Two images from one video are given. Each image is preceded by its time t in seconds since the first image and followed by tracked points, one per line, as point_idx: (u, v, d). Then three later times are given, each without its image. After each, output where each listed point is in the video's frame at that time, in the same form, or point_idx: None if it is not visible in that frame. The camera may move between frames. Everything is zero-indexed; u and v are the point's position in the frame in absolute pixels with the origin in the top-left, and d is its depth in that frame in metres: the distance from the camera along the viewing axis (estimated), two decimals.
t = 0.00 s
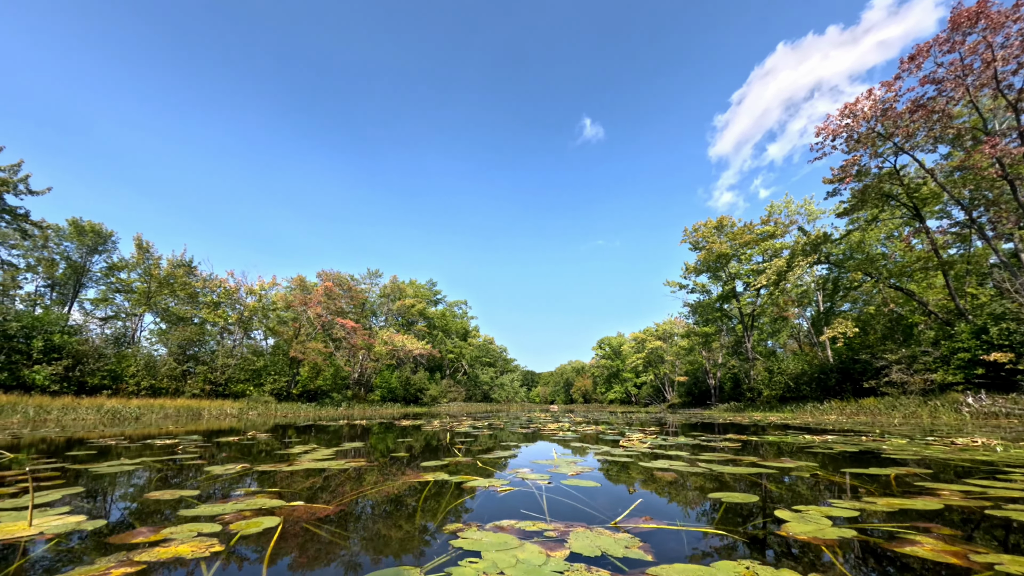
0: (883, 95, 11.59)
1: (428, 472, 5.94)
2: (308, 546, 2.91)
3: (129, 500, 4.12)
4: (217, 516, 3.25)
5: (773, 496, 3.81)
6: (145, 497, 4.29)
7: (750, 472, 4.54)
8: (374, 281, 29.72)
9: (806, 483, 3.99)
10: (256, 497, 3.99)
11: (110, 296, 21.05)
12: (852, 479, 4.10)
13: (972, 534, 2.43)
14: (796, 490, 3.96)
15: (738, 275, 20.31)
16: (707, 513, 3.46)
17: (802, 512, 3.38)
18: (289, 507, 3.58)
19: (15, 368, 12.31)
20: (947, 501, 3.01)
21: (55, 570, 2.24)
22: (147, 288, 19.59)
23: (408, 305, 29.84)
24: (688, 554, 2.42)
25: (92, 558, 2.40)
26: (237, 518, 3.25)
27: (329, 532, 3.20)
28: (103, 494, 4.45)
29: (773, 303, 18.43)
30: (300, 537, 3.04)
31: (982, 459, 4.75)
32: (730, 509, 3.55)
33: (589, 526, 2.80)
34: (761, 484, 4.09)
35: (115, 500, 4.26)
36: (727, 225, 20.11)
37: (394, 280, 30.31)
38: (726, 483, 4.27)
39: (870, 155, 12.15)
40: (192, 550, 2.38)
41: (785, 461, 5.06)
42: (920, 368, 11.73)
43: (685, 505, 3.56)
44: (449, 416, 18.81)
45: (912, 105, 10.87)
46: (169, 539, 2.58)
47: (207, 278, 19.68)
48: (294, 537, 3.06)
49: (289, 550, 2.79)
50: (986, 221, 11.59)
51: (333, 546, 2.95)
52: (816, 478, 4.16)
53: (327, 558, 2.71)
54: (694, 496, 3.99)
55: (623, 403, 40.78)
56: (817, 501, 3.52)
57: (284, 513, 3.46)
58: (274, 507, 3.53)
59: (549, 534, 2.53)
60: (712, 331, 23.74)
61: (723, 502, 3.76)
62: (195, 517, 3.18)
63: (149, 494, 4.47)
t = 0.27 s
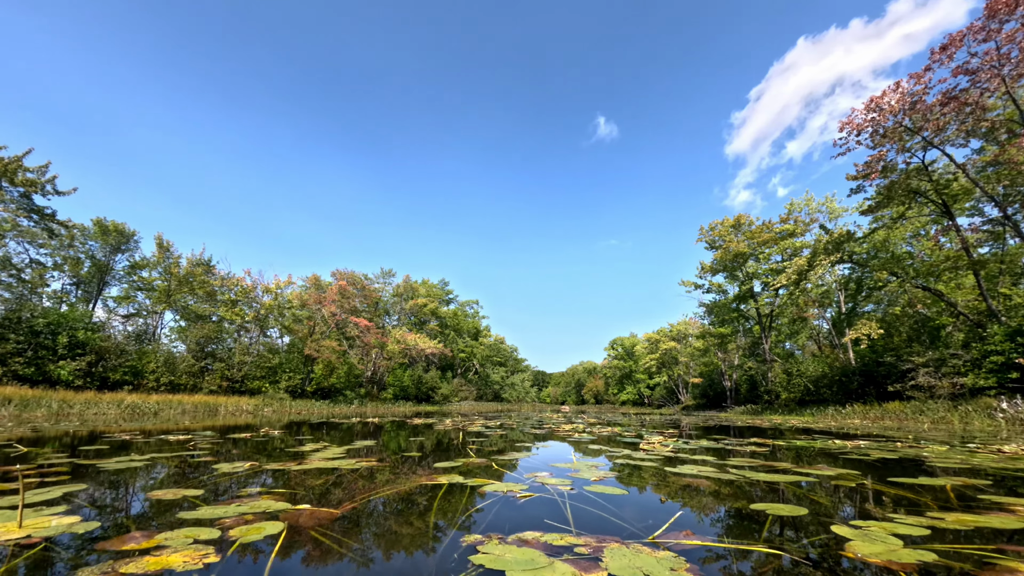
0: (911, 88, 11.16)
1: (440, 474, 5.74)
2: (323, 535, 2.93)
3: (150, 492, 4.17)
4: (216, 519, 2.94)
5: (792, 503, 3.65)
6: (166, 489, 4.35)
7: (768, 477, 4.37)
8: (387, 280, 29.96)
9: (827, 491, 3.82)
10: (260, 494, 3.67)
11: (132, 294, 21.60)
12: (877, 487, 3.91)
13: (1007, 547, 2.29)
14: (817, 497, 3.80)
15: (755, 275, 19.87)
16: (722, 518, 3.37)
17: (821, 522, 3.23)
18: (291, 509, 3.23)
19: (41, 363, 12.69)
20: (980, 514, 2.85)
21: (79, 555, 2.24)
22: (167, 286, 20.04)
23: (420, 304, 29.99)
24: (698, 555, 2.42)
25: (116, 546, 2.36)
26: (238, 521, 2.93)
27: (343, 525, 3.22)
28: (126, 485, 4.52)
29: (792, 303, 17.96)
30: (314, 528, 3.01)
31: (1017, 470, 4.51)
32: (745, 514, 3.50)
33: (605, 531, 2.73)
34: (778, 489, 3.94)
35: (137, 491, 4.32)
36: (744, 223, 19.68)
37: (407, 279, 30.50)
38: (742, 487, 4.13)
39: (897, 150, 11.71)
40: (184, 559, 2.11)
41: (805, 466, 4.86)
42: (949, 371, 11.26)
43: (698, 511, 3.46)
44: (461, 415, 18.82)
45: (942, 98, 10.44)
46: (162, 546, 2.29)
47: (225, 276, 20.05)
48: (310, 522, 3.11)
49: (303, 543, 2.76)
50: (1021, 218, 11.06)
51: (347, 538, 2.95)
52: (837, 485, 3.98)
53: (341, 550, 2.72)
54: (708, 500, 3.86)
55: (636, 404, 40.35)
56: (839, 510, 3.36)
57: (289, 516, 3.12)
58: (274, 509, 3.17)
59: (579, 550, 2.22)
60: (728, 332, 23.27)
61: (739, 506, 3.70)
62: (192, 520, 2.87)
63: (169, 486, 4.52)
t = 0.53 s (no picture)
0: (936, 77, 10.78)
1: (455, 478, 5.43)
2: (336, 532, 2.93)
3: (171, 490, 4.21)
4: (215, 528, 2.84)
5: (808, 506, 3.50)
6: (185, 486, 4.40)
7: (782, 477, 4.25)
8: (398, 280, 30.12)
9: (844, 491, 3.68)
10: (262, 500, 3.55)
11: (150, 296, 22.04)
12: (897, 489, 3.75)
13: None
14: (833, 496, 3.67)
15: (771, 273, 19.45)
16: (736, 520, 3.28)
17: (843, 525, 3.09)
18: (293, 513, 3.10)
19: (62, 363, 12.99)
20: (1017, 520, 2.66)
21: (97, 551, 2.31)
22: (184, 287, 20.40)
23: (431, 304, 30.07)
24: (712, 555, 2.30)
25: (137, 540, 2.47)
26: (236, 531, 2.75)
27: (355, 523, 3.21)
28: (146, 481, 4.58)
29: (810, 301, 17.53)
30: (327, 524, 3.05)
31: None
32: (760, 515, 3.41)
33: (624, 536, 2.65)
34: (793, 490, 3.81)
35: (157, 487, 4.37)
36: (759, 219, 19.28)
37: (417, 279, 30.62)
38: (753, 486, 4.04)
39: (921, 141, 11.32)
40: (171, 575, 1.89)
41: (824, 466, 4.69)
42: (976, 370, 10.82)
43: (711, 512, 3.41)
44: (472, 415, 18.80)
45: (970, 85, 10.06)
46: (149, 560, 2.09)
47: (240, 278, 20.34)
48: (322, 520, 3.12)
49: (317, 540, 2.72)
50: None
51: (359, 535, 2.92)
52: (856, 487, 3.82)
53: (352, 547, 2.69)
54: (722, 503, 3.71)
55: (648, 404, 39.92)
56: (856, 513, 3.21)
57: (290, 526, 2.93)
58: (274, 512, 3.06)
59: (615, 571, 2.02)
60: (742, 331, 22.87)
61: (754, 506, 3.60)
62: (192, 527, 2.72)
63: (188, 484, 4.57)
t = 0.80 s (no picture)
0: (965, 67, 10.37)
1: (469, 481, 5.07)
2: (346, 531, 2.91)
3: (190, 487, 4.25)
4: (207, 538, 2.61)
5: (827, 511, 3.35)
6: (203, 482, 4.44)
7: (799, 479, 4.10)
8: (409, 280, 30.28)
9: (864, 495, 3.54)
10: (262, 506, 3.36)
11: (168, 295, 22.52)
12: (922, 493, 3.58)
13: None
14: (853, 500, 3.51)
15: (788, 272, 19.00)
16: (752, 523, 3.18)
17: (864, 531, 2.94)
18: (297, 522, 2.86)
19: (84, 360, 13.31)
20: None
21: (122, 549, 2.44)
22: (201, 287, 20.79)
23: (442, 304, 30.14)
24: (728, 565, 2.28)
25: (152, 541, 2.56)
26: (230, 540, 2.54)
27: (366, 522, 3.19)
28: (165, 477, 4.63)
29: (829, 301, 17.07)
30: (337, 526, 3.04)
31: None
32: (776, 519, 3.27)
33: (651, 548, 2.49)
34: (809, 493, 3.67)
35: (175, 483, 4.41)
36: (777, 217, 18.84)
37: (429, 279, 30.73)
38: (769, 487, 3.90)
39: (949, 135, 10.91)
40: None
41: (844, 469, 4.50)
42: (1008, 373, 10.35)
43: (724, 514, 3.33)
44: (482, 415, 18.75)
45: (1002, 76, 9.65)
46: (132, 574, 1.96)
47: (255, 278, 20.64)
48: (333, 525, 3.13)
49: (329, 539, 2.69)
50: None
51: (369, 534, 2.89)
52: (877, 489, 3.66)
53: (362, 546, 2.65)
54: (737, 506, 3.58)
55: (660, 405, 39.43)
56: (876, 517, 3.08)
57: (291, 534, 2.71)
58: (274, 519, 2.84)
59: None
60: (758, 331, 22.39)
61: (769, 510, 3.46)
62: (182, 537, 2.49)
63: (206, 480, 4.62)
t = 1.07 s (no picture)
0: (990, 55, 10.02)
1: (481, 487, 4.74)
2: (356, 535, 2.91)
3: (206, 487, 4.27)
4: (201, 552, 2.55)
5: (845, 512, 3.22)
6: (219, 483, 4.47)
7: (814, 481, 3.97)
8: (419, 281, 30.37)
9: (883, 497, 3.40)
10: (259, 516, 3.18)
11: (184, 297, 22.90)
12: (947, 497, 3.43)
13: None
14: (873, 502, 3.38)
15: (803, 269, 18.61)
16: (766, 525, 3.06)
17: (885, 535, 2.81)
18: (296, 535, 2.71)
19: (102, 361, 13.57)
20: None
21: (136, 552, 2.51)
22: (215, 289, 21.10)
23: (452, 305, 30.18)
24: (744, 570, 2.30)
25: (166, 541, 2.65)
26: (220, 557, 2.39)
27: (376, 523, 3.19)
28: (181, 477, 4.67)
29: (847, 298, 16.65)
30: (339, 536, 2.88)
31: None
32: (791, 522, 3.13)
33: (679, 559, 2.39)
34: (826, 494, 3.54)
35: (192, 483, 4.45)
36: (791, 214, 18.47)
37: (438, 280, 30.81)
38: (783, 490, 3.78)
39: (973, 126, 10.56)
40: None
41: (863, 472, 4.34)
42: None
43: (737, 515, 3.20)
44: (492, 415, 18.70)
45: None
46: None
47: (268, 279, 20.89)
48: (342, 529, 3.15)
49: (340, 540, 2.66)
50: None
51: (379, 536, 2.86)
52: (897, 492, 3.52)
53: (371, 546, 2.63)
54: (750, 506, 3.45)
55: (672, 406, 38.97)
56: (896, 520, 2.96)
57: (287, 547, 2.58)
58: (273, 530, 2.70)
59: None
60: (772, 330, 21.97)
61: (783, 511, 3.33)
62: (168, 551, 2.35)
63: (221, 480, 4.65)
